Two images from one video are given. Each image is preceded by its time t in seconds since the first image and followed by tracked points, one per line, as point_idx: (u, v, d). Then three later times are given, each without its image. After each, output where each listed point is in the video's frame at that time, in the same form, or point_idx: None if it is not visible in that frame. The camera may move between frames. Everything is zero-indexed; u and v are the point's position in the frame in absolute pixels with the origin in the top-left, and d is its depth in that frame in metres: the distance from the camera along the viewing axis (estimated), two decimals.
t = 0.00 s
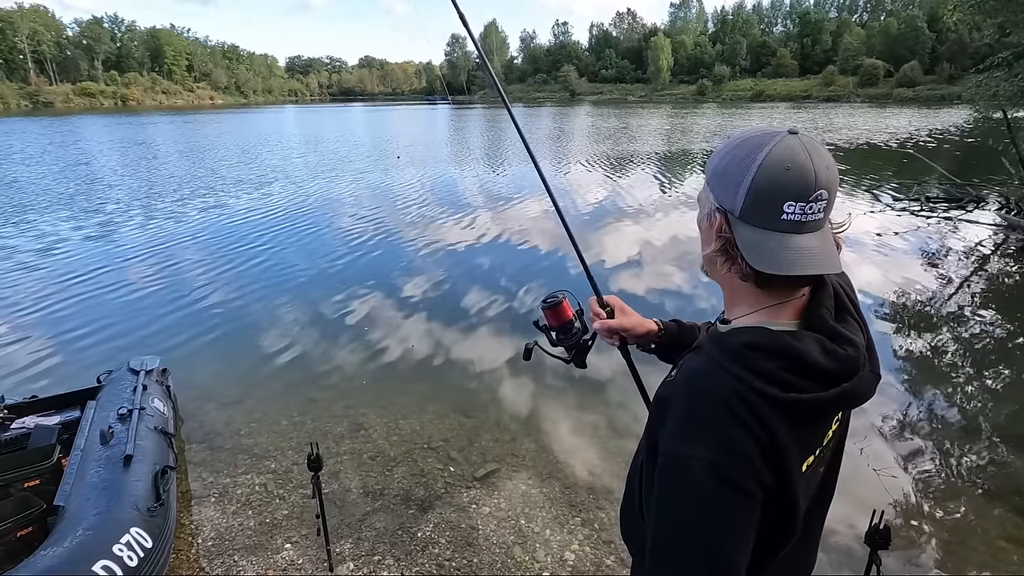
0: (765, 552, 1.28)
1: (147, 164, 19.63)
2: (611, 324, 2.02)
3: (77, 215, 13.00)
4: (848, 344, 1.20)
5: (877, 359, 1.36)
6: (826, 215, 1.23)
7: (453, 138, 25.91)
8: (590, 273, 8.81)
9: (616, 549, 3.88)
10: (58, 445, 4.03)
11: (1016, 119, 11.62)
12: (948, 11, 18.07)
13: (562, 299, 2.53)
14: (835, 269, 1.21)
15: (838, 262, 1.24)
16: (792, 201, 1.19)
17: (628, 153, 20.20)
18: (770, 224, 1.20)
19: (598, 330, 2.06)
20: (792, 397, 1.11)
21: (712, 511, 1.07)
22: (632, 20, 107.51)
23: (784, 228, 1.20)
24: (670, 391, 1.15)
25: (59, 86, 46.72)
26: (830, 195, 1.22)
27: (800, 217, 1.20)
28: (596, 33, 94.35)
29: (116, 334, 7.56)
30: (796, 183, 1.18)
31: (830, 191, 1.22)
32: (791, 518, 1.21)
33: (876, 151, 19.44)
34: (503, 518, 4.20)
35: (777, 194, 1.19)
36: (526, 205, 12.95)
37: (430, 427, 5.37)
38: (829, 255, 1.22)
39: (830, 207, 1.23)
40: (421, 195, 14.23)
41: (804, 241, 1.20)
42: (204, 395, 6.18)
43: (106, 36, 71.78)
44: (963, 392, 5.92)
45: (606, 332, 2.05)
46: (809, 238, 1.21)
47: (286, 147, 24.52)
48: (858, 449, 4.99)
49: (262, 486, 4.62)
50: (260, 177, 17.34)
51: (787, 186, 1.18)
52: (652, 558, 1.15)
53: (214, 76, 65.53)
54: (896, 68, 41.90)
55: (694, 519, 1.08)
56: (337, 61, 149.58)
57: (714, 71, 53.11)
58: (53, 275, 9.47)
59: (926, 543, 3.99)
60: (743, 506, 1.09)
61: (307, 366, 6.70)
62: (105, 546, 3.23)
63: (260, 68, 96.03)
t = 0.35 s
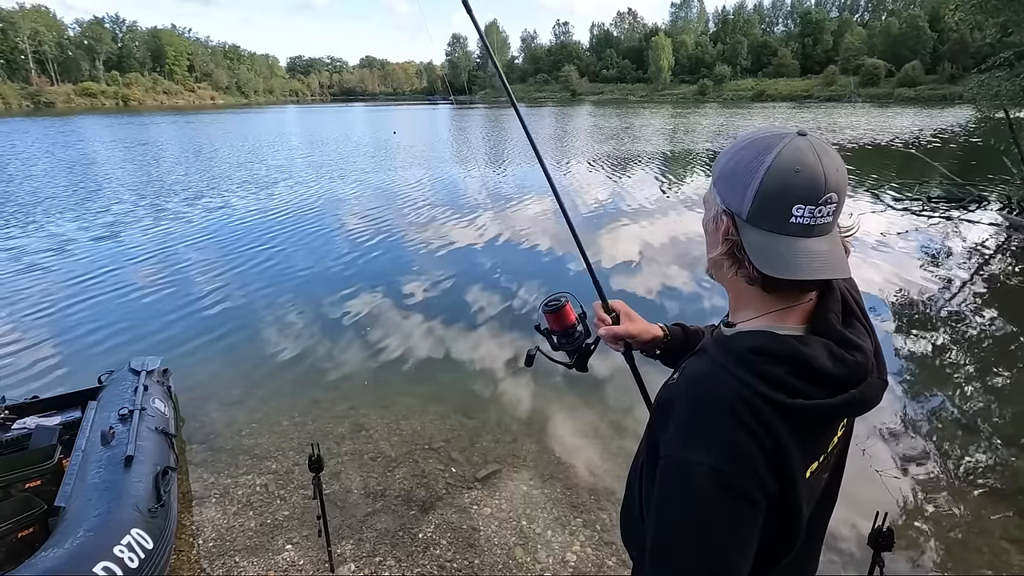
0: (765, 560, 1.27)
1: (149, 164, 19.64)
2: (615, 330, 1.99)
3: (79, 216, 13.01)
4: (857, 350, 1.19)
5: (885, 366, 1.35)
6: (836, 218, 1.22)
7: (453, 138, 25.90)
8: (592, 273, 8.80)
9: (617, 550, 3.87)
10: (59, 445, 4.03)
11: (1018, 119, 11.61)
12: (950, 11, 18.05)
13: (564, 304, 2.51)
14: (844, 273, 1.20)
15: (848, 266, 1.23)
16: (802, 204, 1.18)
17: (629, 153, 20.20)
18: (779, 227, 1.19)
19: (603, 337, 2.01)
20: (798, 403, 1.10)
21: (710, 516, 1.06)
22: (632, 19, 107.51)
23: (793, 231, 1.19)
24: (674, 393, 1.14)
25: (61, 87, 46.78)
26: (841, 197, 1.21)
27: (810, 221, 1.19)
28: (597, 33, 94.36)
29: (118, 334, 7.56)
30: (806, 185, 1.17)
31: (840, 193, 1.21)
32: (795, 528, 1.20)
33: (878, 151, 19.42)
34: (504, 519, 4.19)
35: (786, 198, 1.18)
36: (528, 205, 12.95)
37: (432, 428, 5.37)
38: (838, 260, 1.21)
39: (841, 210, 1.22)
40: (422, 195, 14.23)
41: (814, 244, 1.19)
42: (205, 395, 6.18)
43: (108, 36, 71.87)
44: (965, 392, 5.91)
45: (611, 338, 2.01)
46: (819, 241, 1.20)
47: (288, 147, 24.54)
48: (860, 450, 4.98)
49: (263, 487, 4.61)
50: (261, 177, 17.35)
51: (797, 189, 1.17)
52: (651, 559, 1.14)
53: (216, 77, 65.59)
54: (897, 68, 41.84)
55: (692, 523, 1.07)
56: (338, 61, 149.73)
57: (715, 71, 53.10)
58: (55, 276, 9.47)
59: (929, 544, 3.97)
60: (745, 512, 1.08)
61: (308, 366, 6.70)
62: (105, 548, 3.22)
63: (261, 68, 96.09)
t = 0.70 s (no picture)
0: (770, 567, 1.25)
1: (150, 164, 19.66)
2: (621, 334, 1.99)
3: (80, 216, 13.02)
4: (866, 359, 1.19)
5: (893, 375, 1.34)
6: (846, 223, 1.21)
7: (454, 138, 25.90)
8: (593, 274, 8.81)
9: (619, 552, 3.87)
10: (60, 446, 4.03)
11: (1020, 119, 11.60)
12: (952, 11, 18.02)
13: (570, 306, 2.50)
14: (854, 281, 1.19)
15: (858, 272, 1.22)
16: (812, 209, 1.17)
17: (630, 153, 20.21)
18: (789, 232, 1.18)
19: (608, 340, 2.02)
20: (807, 411, 1.09)
21: (717, 522, 1.05)
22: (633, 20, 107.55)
23: (803, 237, 1.18)
24: (679, 398, 1.13)
25: (62, 86, 46.82)
26: (851, 203, 1.20)
27: (820, 226, 1.18)
28: (598, 33, 94.25)
29: (119, 334, 7.56)
30: (816, 191, 1.16)
31: (850, 200, 1.20)
32: (801, 537, 1.18)
33: (879, 151, 19.40)
34: (506, 520, 4.19)
35: (796, 202, 1.17)
36: (530, 205, 12.95)
37: (433, 429, 5.36)
38: (848, 267, 1.20)
39: (852, 215, 1.21)
40: (423, 196, 14.23)
41: (824, 250, 1.19)
42: (206, 395, 6.18)
43: (109, 36, 71.92)
44: (967, 393, 5.89)
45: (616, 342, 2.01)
46: (829, 246, 1.20)
47: (289, 147, 24.55)
48: (863, 451, 4.96)
49: (264, 487, 4.60)
50: (263, 176, 17.36)
51: (806, 194, 1.16)
52: (655, 563, 1.13)
53: (217, 76, 65.63)
54: (899, 68, 41.80)
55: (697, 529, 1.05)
56: (338, 61, 149.83)
57: (716, 71, 53.07)
58: (56, 276, 9.46)
59: (931, 545, 3.96)
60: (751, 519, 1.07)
61: (309, 367, 6.70)
62: (106, 550, 3.21)
63: (262, 68, 96.10)
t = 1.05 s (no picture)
0: None
1: (150, 164, 19.68)
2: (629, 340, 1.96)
3: (81, 215, 13.04)
4: (870, 371, 1.19)
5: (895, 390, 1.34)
6: (852, 230, 1.21)
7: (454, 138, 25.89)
8: (594, 275, 8.81)
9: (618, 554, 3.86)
10: (59, 447, 4.04)
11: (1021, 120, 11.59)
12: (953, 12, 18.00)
13: (573, 308, 2.41)
14: (861, 288, 1.18)
15: (864, 279, 1.22)
16: (818, 215, 1.17)
17: (631, 154, 20.22)
18: (796, 238, 1.18)
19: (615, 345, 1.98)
20: (806, 421, 1.09)
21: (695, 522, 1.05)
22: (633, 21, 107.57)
23: (809, 243, 1.18)
24: (678, 398, 1.13)
25: (63, 86, 46.86)
26: (857, 209, 1.20)
27: (826, 232, 1.18)
28: (599, 33, 94.15)
29: (119, 334, 7.57)
30: (823, 197, 1.16)
31: (857, 206, 1.19)
32: (791, 556, 1.16)
33: (880, 153, 19.39)
34: (505, 522, 4.18)
35: (802, 209, 1.17)
36: (530, 205, 12.97)
37: (432, 430, 5.36)
38: (855, 274, 1.20)
39: (857, 222, 1.21)
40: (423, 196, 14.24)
41: (830, 257, 1.18)
42: (205, 396, 6.18)
43: (110, 36, 71.96)
44: (968, 395, 5.88)
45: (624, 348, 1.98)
46: (835, 253, 1.19)
47: (289, 147, 24.58)
48: (863, 453, 4.95)
49: (263, 489, 4.60)
50: (263, 176, 17.40)
51: (813, 200, 1.16)
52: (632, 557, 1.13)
53: (218, 77, 65.67)
54: (899, 69, 41.78)
55: (674, 525, 1.06)
56: (339, 61, 149.93)
57: (717, 72, 53.07)
58: (57, 275, 9.48)
59: (932, 548, 3.95)
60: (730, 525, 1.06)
61: (309, 367, 6.69)
62: (104, 551, 3.21)
63: (262, 68, 96.13)
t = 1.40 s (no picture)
0: None
1: (152, 164, 19.72)
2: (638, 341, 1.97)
3: (83, 215, 13.07)
4: (872, 374, 1.20)
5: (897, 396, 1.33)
6: (859, 232, 1.21)
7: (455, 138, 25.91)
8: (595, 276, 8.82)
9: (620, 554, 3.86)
10: (62, 446, 4.04)
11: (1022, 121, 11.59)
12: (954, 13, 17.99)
13: (584, 306, 2.37)
14: (868, 289, 1.18)
15: (871, 282, 1.22)
16: (826, 216, 1.17)
17: (632, 154, 20.23)
18: (803, 239, 1.18)
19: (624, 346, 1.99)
20: (803, 420, 1.08)
21: (678, 507, 1.06)
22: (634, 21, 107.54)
23: (817, 244, 1.18)
24: (677, 391, 1.13)
25: (64, 87, 46.88)
26: (865, 211, 1.20)
27: (834, 233, 1.18)
28: (600, 34, 94.05)
29: (122, 334, 7.58)
30: (831, 198, 1.16)
31: (864, 207, 1.20)
32: (777, 557, 1.16)
33: (881, 153, 19.39)
34: (507, 522, 4.18)
35: (810, 210, 1.17)
36: (532, 205, 13.01)
37: (434, 430, 5.36)
38: (862, 275, 1.20)
39: (864, 224, 1.21)
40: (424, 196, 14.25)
41: (838, 257, 1.18)
42: (207, 396, 6.18)
43: (111, 36, 72.05)
44: (970, 396, 5.88)
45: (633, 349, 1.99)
46: (843, 254, 1.19)
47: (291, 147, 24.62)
48: (865, 454, 4.95)
49: (266, 489, 4.60)
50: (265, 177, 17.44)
51: (821, 201, 1.16)
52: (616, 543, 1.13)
53: (219, 77, 65.70)
54: (901, 70, 41.75)
55: (656, 508, 1.07)
56: (339, 61, 150.03)
57: (718, 72, 53.05)
58: (60, 275, 9.50)
59: (934, 549, 3.96)
60: (713, 515, 1.06)
61: (310, 367, 6.70)
62: (108, 551, 3.21)
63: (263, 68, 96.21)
